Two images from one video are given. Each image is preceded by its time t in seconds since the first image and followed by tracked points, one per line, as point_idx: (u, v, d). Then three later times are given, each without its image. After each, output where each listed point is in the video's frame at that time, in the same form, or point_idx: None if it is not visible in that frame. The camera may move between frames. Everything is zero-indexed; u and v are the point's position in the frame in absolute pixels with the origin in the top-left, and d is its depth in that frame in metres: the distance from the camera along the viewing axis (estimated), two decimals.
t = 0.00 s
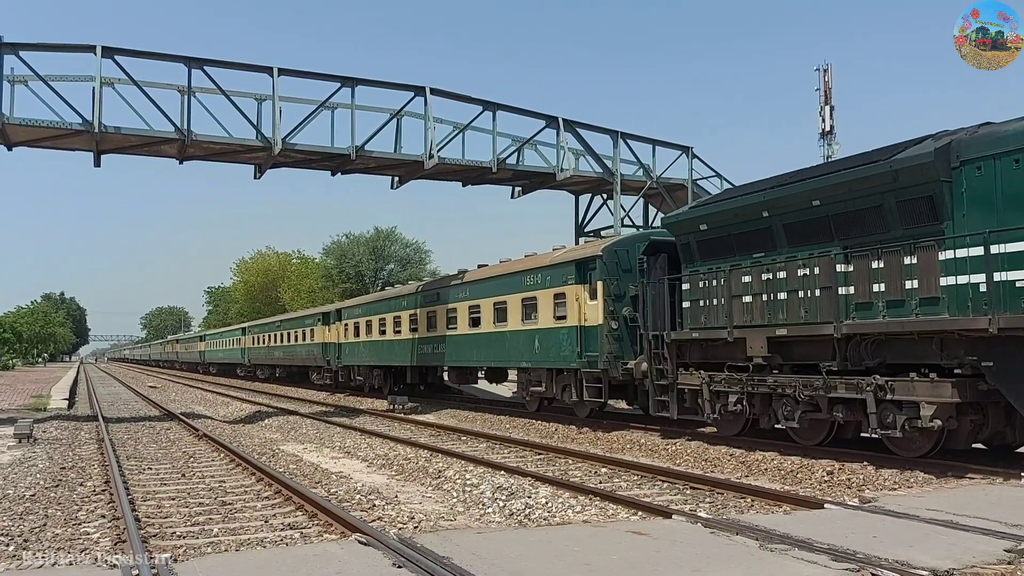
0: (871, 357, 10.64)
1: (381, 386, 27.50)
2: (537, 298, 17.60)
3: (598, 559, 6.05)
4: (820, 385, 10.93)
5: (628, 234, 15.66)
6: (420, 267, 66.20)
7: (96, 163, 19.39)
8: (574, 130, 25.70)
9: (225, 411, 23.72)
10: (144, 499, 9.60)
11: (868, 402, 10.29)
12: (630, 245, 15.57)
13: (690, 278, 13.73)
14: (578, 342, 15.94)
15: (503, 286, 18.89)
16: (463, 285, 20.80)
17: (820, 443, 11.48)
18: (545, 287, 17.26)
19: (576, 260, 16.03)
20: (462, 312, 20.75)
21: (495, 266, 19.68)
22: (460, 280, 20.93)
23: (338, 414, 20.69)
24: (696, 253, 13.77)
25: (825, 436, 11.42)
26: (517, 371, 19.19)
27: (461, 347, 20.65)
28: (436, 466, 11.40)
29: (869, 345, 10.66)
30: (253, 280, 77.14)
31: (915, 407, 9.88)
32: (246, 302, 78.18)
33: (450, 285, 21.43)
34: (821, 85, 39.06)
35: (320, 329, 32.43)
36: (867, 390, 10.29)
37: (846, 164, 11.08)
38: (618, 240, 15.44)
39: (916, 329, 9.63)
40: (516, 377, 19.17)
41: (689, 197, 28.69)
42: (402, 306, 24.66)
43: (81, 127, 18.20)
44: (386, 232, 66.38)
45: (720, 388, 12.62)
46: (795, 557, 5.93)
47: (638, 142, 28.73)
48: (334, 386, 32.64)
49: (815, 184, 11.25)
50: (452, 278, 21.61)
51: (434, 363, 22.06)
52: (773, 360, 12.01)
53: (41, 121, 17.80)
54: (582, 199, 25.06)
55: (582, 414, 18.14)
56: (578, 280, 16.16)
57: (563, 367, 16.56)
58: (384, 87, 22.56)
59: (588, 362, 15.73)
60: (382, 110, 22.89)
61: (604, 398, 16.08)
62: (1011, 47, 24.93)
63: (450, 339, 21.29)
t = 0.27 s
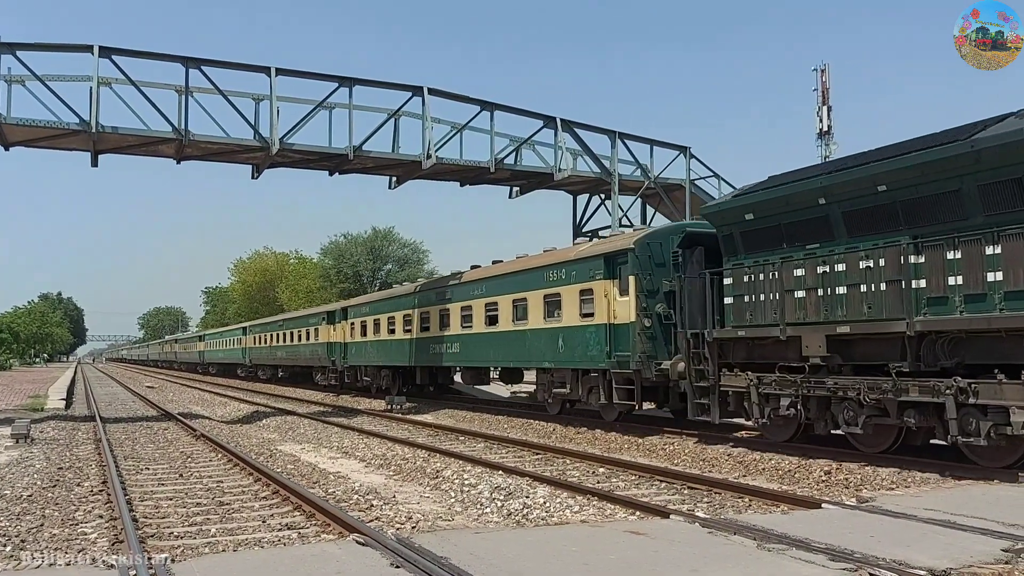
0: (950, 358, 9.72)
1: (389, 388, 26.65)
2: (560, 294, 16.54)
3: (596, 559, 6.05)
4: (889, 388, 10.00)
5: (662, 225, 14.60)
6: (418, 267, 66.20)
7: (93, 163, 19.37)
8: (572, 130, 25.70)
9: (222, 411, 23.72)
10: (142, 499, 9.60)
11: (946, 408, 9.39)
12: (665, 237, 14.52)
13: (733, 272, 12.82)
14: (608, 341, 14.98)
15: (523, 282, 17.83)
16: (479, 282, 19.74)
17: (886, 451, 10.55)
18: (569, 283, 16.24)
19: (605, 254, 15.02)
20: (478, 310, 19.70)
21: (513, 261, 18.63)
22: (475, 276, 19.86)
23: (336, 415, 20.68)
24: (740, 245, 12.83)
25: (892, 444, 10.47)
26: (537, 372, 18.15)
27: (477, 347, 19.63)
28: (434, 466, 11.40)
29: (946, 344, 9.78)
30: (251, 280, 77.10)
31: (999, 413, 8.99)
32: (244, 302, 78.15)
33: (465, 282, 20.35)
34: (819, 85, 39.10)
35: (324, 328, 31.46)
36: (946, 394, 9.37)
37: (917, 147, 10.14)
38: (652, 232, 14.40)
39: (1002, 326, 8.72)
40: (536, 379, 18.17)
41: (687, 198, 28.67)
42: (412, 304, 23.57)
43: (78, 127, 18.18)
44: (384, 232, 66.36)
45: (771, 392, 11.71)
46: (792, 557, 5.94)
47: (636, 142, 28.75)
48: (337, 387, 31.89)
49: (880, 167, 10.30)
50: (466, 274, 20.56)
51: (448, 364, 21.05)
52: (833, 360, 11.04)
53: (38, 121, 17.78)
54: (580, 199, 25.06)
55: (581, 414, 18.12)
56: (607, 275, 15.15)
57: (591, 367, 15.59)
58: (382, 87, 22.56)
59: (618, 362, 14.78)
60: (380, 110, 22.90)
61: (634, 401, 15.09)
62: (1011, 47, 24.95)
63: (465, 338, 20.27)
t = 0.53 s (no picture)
0: None
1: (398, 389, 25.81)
2: (587, 291, 15.57)
3: (594, 559, 6.05)
4: (970, 392, 9.04)
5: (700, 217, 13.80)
6: (417, 267, 66.20)
7: (91, 163, 19.36)
8: (570, 130, 25.72)
9: (221, 411, 23.71)
10: (140, 499, 9.60)
11: None
12: (704, 230, 13.68)
13: (784, 265, 11.89)
14: (641, 340, 14.02)
15: (547, 278, 16.87)
16: (497, 278, 18.74)
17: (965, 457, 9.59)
18: (597, 278, 15.26)
19: (638, 247, 14.08)
20: (496, 307, 18.69)
21: (535, 256, 17.66)
22: (493, 273, 18.86)
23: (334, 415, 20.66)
24: (790, 236, 11.89)
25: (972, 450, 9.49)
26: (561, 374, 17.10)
27: (495, 347, 18.63)
28: (432, 466, 11.42)
29: None
30: (250, 280, 77.06)
31: None
32: (242, 302, 78.10)
33: (482, 279, 19.34)
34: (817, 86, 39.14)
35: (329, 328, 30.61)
36: None
37: (977, 132, 9.41)
38: (690, 223, 13.63)
39: None
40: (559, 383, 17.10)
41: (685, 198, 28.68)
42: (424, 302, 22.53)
43: (76, 127, 18.17)
44: (383, 232, 66.34)
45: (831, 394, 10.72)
46: (791, 557, 5.94)
47: (634, 142, 28.77)
48: (343, 388, 31.17)
49: (924, 157, 9.75)
50: (482, 271, 19.56)
51: (463, 364, 20.03)
52: (902, 360, 10.06)
53: (37, 121, 17.77)
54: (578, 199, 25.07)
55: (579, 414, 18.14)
56: (640, 270, 14.22)
57: (621, 369, 14.60)
58: (380, 87, 22.56)
59: (652, 364, 13.83)
60: (379, 110, 22.91)
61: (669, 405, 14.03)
62: (1011, 47, 24.97)
63: (482, 337, 19.26)
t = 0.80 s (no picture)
0: None
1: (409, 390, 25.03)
2: (617, 286, 14.50)
3: (591, 559, 6.05)
4: None
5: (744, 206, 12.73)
6: (415, 267, 66.19)
7: (89, 163, 19.35)
8: (569, 130, 25.73)
9: (219, 411, 23.69)
10: (138, 499, 9.59)
11: None
12: (749, 220, 12.65)
13: (841, 257, 10.74)
14: (678, 339, 13.01)
15: (569, 275, 15.93)
16: (515, 274, 17.75)
17: None
18: (629, 272, 14.18)
19: (675, 238, 13.09)
20: (516, 305, 17.71)
21: (556, 250, 16.57)
22: (512, 268, 17.88)
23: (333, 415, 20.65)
24: (850, 225, 10.78)
25: None
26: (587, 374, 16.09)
27: (516, 347, 17.71)
28: (430, 466, 11.42)
29: None
30: (248, 280, 77.01)
31: None
32: (240, 303, 78.05)
33: (500, 275, 18.35)
34: (815, 85, 39.13)
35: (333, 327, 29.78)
36: None
37: (970, 135, 9.41)
38: (733, 213, 12.60)
39: None
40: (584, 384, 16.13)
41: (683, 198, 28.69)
42: (439, 300, 21.57)
43: (74, 127, 18.16)
44: (381, 232, 66.31)
45: (900, 397, 9.71)
46: (789, 557, 5.94)
47: (632, 142, 28.78)
48: (351, 389, 30.49)
49: (913, 160, 9.75)
50: (500, 267, 18.57)
51: (479, 365, 19.10)
52: (984, 361, 9.06)
53: (34, 121, 17.75)
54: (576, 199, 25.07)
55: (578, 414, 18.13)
56: (677, 264, 13.17)
57: (656, 369, 13.58)
58: (379, 87, 22.55)
59: (691, 364, 12.83)
60: (377, 110, 22.90)
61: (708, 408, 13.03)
62: (1011, 47, 24.96)
63: (501, 335, 18.30)
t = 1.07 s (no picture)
0: None
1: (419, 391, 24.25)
2: (651, 282, 13.70)
3: (590, 559, 6.04)
4: None
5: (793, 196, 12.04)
6: (414, 267, 66.20)
7: (88, 163, 19.34)
8: (567, 130, 25.74)
9: (218, 411, 23.67)
10: (136, 499, 9.59)
11: None
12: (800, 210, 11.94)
13: (908, 248, 10.13)
14: (721, 338, 12.21)
15: (596, 269, 15.10)
16: (537, 270, 16.93)
17: None
18: (665, 266, 13.39)
19: (718, 230, 12.30)
20: (538, 302, 16.91)
21: (582, 245, 15.78)
22: (534, 264, 17.10)
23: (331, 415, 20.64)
24: (917, 212, 10.25)
25: None
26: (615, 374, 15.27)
27: (537, 346, 16.89)
28: (429, 466, 11.42)
29: None
30: (246, 280, 76.97)
31: None
32: (238, 303, 78.03)
33: (520, 271, 17.56)
34: (815, 85, 39.14)
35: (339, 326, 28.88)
36: None
37: (983, 130, 9.49)
38: (782, 202, 11.88)
39: None
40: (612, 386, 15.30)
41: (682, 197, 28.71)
42: (452, 298, 20.76)
43: (73, 127, 18.15)
44: (380, 232, 66.29)
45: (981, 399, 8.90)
46: (788, 557, 5.94)
47: (631, 142, 28.80)
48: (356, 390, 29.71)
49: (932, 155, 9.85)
50: (520, 263, 17.77)
51: (497, 365, 18.33)
52: None
53: (32, 120, 17.73)
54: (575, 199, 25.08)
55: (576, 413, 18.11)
56: (720, 257, 12.38)
57: (695, 370, 12.78)
58: (377, 87, 22.56)
59: (736, 364, 12.02)
60: (376, 110, 22.91)
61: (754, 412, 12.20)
62: (1011, 47, 24.96)
63: (521, 335, 17.50)
